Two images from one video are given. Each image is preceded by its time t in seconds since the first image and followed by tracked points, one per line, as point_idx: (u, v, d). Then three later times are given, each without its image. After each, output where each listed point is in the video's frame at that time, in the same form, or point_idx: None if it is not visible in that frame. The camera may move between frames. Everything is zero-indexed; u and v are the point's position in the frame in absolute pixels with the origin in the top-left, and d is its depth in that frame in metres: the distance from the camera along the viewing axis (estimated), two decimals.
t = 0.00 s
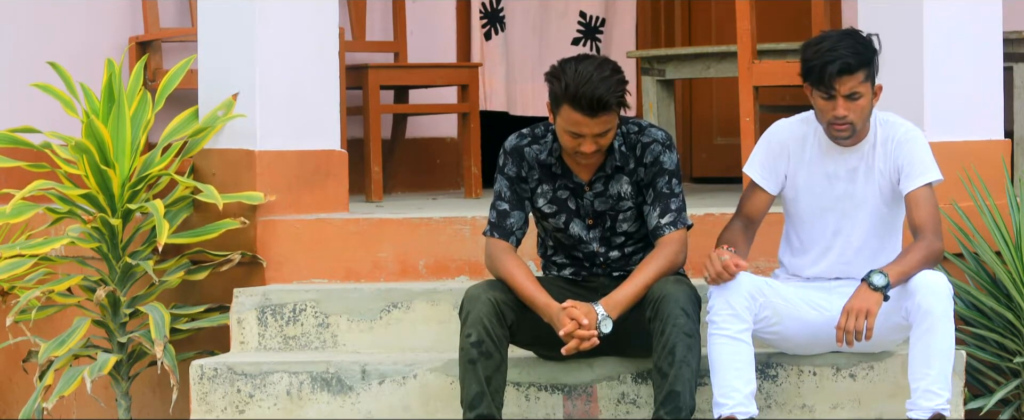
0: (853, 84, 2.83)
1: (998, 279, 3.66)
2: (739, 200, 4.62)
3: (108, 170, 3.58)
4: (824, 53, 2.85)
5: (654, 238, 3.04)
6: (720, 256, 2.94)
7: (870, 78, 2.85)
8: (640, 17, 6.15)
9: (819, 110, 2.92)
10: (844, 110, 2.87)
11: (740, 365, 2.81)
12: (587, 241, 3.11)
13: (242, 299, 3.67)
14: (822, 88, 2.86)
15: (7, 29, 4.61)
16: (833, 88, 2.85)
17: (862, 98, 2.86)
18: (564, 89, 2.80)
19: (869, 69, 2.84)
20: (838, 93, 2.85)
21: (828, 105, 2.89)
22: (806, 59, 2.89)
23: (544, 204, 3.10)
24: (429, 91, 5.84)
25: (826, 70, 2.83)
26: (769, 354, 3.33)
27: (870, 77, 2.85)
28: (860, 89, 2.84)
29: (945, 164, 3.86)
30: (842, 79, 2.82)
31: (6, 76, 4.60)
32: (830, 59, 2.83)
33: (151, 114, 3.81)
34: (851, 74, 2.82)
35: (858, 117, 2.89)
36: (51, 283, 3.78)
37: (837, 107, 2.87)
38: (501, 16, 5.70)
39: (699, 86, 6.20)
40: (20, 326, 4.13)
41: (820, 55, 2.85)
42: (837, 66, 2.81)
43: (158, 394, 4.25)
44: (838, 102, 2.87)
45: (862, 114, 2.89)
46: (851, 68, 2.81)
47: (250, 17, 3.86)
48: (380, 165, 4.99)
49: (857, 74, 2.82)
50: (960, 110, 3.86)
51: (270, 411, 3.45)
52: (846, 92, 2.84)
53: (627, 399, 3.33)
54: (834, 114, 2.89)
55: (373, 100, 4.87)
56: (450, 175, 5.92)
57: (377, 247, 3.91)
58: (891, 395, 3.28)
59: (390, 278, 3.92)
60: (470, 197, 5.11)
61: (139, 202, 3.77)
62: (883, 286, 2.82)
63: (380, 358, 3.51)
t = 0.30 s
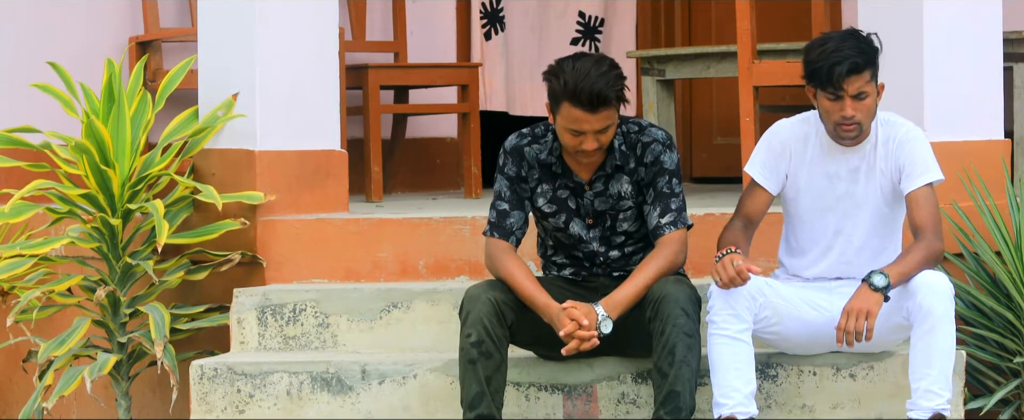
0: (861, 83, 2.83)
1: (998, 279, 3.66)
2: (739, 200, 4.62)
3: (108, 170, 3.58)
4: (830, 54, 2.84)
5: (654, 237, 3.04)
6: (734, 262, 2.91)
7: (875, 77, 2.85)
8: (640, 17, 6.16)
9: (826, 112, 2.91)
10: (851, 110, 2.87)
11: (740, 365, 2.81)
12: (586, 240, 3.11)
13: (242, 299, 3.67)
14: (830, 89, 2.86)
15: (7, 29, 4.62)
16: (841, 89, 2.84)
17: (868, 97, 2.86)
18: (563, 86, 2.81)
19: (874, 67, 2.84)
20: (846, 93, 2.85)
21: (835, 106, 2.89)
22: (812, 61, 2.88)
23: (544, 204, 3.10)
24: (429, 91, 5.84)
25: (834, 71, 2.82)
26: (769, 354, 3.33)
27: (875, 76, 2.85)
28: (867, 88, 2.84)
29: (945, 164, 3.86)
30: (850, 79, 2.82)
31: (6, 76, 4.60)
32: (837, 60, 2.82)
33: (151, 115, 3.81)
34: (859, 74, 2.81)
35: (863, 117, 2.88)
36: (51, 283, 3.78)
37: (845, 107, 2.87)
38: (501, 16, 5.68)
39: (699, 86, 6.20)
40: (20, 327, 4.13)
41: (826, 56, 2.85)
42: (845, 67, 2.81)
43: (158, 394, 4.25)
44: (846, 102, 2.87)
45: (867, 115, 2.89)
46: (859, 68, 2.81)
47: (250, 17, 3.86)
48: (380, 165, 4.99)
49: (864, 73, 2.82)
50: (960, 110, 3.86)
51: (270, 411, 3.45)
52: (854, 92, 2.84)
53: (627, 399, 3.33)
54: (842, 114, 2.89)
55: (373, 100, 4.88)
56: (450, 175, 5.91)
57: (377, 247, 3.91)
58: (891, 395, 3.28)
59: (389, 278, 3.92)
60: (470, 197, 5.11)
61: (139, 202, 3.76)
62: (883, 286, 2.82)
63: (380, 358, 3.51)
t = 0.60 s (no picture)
0: (862, 85, 2.82)
1: (998, 279, 3.66)
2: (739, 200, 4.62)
3: (108, 170, 3.58)
4: (831, 56, 2.84)
5: (654, 237, 3.04)
6: (742, 265, 2.89)
7: (875, 77, 2.85)
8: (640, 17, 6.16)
9: (827, 114, 2.91)
10: (853, 111, 2.86)
11: (740, 365, 2.81)
12: (587, 239, 3.11)
13: (242, 299, 3.67)
14: (832, 90, 2.85)
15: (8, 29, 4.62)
16: (843, 90, 2.83)
17: (869, 98, 2.86)
18: (559, 85, 2.81)
19: (875, 68, 2.84)
20: (848, 94, 2.84)
21: (837, 109, 2.88)
22: (812, 64, 2.88)
23: (544, 204, 3.11)
24: (429, 91, 5.84)
25: (835, 74, 2.82)
26: (769, 354, 3.33)
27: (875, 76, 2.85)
28: (868, 89, 2.83)
29: (945, 164, 3.85)
30: (852, 80, 2.81)
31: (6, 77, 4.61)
32: (839, 62, 2.82)
33: (151, 115, 3.81)
34: (860, 75, 2.81)
35: (864, 118, 2.88)
36: (50, 283, 3.78)
37: (847, 108, 2.86)
38: (501, 16, 5.68)
39: (699, 86, 6.20)
40: (21, 326, 4.13)
41: (826, 58, 2.85)
42: (847, 68, 2.80)
43: (158, 394, 4.25)
44: (848, 104, 2.86)
45: (867, 116, 2.89)
46: (860, 69, 2.81)
47: (250, 17, 3.85)
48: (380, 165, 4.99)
49: (865, 74, 2.81)
50: (960, 110, 3.86)
51: (270, 411, 3.45)
52: (856, 93, 2.83)
53: (627, 399, 3.33)
54: (843, 116, 2.88)
55: (373, 100, 4.88)
56: (450, 175, 5.91)
57: (377, 247, 3.91)
58: (891, 395, 3.28)
59: (389, 278, 3.92)
60: (470, 197, 5.11)
61: (139, 202, 3.77)
62: (883, 287, 2.82)
63: (380, 358, 3.51)
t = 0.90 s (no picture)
0: (864, 85, 2.82)
1: (998, 279, 3.66)
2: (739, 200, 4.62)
3: (108, 170, 3.58)
4: (830, 58, 2.84)
5: (654, 236, 3.03)
6: (750, 272, 2.88)
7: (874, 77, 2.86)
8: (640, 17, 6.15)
9: (828, 116, 2.91)
10: (855, 112, 2.86)
11: (740, 365, 2.81)
12: (586, 238, 3.11)
13: (243, 299, 3.67)
14: (833, 92, 2.85)
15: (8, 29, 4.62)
16: (844, 92, 2.83)
17: (869, 98, 2.86)
18: (564, 80, 2.90)
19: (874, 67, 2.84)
20: (849, 95, 2.84)
21: (838, 111, 2.88)
22: (812, 68, 2.87)
23: (543, 203, 3.11)
24: (429, 91, 5.85)
25: (837, 76, 2.82)
26: (769, 354, 3.33)
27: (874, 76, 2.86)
28: (869, 89, 2.84)
29: (945, 164, 3.86)
30: (854, 81, 2.81)
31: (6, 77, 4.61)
32: (839, 64, 2.82)
33: (151, 115, 3.81)
34: (861, 76, 2.81)
35: (864, 118, 2.88)
36: (51, 283, 3.78)
37: (849, 110, 2.86)
38: (501, 16, 5.68)
39: (699, 86, 6.20)
40: (21, 326, 4.14)
41: (826, 61, 2.85)
42: (848, 69, 2.81)
43: (158, 394, 4.25)
44: (849, 105, 2.86)
45: (867, 116, 2.88)
46: (861, 69, 2.81)
47: (250, 17, 3.86)
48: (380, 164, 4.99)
49: (865, 75, 2.82)
50: (960, 110, 3.86)
51: (270, 411, 3.46)
52: (857, 94, 2.83)
53: (627, 399, 3.33)
54: (845, 117, 2.88)
55: (373, 100, 4.88)
56: (451, 175, 5.91)
57: (377, 247, 3.91)
58: (891, 395, 3.28)
59: (389, 278, 3.92)
60: (470, 197, 5.11)
61: (140, 202, 3.77)
62: (883, 288, 2.82)
63: (380, 358, 3.51)
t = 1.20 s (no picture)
0: (859, 85, 2.83)
1: (998, 279, 3.66)
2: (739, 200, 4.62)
3: (108, 170, 3.57)
4: (825, 60, 2.84)
5: (653, 234, 3.04)
6: (749, 285, 2.85)
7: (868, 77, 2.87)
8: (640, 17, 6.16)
9: (824, 118, 2.91)
10: (852, 113, 2.86)
11: (740, 365, 2.81)
12: (587, 237, 3.11)
13: (242, 299, 3.67)
14: (829, 94, 2.85)
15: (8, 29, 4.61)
16: (840, 92, 2.83)
17: (865, 98, 2.86)
18: (572, 63, 2.97)
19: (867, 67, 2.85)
20: (845, 96, 2.84)
21: (834, 112, 2.88)
22: (807, 70, 2.87)
23: (543, 203, 3.11)
24: (429, 91, 5.85)
25: (832, 77, 2.82)
26: (769, 354, 3.33)
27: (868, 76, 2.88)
28: (864, 89, 2.84)
29: (945, 164, 3.86)
30: (849, 81, 2.81)
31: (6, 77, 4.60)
32: (834, 65, 2.82)
33: (151, 115, 3.81)
34: (856, 76, 2.82)
35: (860, 118, 2.88)
36: (50, 283, 3.78)
37: (846, 110, 2.86)
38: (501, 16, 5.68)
39: (699, 86, 6.20)
40: (21, 326, 4.13)
41: (821, 62, 2.84)
42: (843, 70, 2.81)
43: (158, 394, 4.25)
44: (845, 106, 2.85)
45: (865, 116, 2.89)
46: (856, 69, 2.82)
47: (250, 17, 3.86)
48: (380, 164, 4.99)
49: (860, 74, 2.83)
50: (960, 110, 3.86)
51: (270, 411, 3.46)
52: (853, 94, 2.83)
53: (627, 399, 3.33)
54: (841, 118, 2.87)
55: (373, 100, 4.88)
56: (451, 175, 5.91)
57: (377, 247, 3.91)
58: (891, 395, 3.28)
59: (389, 278, 3.92)
60: (470, 197, 5.11)
61: (139, 202, 3.77)
62: (881, 288, 2.82)
63: (380, 358, 3.51)
